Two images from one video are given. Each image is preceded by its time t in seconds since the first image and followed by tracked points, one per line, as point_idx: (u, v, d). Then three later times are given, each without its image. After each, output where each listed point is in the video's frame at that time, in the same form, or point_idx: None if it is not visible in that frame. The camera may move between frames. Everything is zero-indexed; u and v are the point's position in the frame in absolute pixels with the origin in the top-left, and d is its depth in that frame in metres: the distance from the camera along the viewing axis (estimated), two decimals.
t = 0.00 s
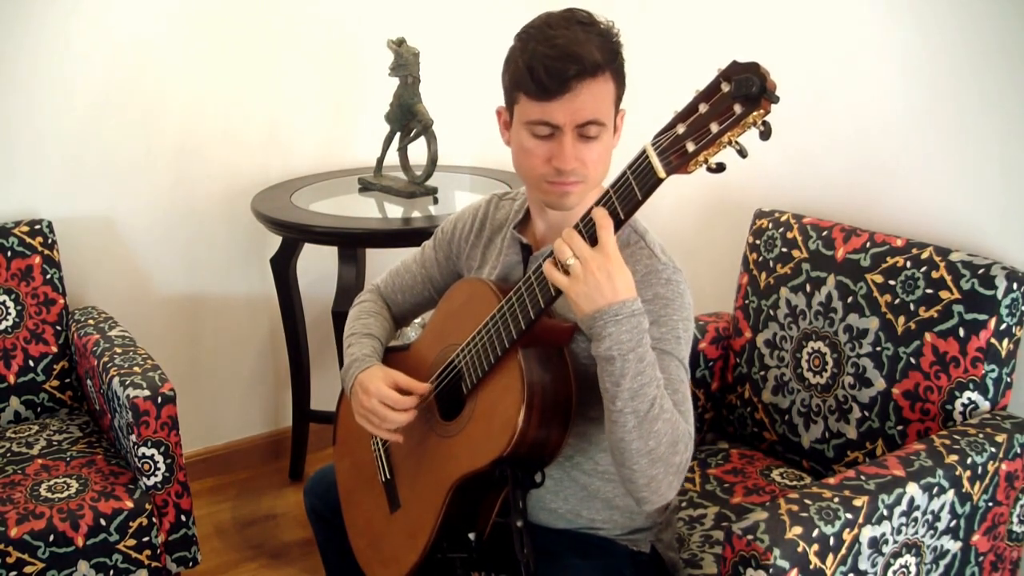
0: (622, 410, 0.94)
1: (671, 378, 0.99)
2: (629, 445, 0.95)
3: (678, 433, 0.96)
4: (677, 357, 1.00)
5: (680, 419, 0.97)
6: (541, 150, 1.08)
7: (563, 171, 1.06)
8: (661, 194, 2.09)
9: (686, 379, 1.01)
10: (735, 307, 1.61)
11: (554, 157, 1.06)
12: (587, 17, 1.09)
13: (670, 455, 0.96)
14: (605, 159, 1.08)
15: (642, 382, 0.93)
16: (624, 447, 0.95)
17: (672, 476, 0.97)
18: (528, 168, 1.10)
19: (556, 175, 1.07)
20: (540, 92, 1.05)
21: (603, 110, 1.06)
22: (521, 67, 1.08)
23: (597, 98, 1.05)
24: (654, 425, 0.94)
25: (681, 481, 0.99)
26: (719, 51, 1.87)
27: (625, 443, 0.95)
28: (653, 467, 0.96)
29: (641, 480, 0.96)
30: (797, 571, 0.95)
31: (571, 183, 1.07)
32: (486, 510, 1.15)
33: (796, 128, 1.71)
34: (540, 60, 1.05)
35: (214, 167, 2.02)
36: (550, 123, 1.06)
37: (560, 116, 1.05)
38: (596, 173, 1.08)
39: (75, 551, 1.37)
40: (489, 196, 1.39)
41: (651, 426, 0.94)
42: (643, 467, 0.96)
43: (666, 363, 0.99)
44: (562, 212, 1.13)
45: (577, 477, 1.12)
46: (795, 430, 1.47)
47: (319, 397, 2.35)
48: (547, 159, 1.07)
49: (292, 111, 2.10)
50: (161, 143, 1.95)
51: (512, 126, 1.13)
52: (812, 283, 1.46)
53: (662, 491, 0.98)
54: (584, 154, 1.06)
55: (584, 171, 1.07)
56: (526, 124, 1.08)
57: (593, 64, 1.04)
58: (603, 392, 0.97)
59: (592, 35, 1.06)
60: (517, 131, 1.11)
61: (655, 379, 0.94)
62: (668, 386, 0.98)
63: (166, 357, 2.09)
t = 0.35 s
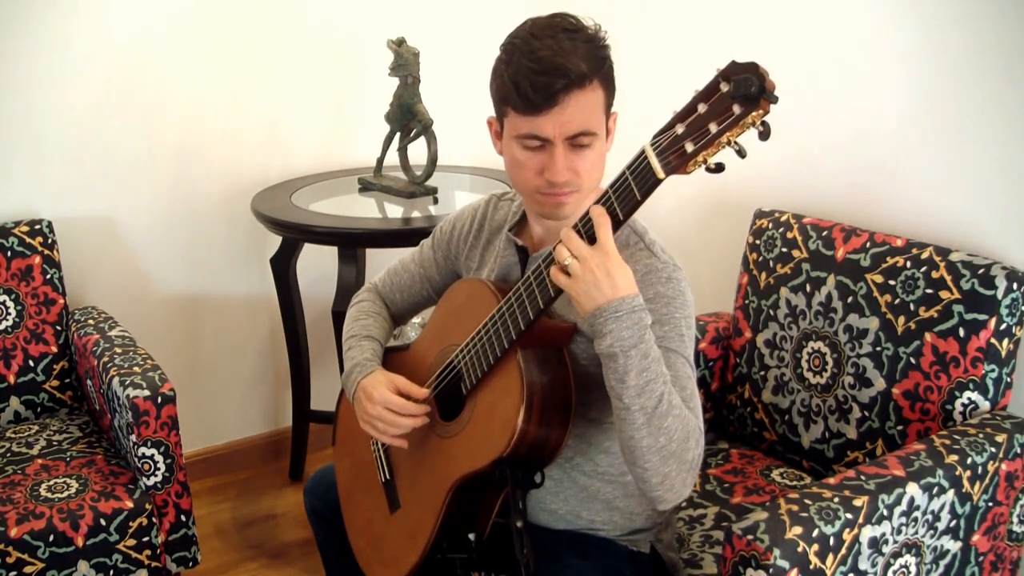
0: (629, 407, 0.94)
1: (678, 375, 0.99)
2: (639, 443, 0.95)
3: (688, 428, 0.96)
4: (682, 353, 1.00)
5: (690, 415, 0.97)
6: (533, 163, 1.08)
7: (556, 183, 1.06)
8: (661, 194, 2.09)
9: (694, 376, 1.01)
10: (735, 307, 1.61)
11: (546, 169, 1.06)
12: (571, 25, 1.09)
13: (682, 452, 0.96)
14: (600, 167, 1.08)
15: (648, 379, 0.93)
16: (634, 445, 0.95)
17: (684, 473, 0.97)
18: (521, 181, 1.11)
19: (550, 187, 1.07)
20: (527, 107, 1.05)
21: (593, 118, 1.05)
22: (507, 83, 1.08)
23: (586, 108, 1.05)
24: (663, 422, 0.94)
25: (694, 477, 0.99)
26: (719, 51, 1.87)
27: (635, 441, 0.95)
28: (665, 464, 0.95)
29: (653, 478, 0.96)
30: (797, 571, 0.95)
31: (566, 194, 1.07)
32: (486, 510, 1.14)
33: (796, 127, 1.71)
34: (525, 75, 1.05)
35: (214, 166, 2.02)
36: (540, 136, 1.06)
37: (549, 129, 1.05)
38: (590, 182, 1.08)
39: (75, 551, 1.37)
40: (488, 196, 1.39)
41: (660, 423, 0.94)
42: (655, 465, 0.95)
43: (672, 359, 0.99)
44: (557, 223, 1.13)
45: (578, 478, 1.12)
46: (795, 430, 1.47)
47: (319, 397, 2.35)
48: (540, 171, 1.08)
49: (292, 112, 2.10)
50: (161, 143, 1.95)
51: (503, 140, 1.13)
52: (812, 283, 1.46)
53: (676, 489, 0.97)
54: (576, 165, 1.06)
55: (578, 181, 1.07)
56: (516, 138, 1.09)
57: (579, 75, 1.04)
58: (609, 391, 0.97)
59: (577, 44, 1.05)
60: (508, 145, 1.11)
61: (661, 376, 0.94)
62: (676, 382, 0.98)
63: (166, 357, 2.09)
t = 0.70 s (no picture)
0: (624, 406, 0.94)
1: (676, 372, 0.98)
2: (634, 441, 0.95)
3: (684, 425, 0.96)
4: (683, 349, 1.00)
5: (686, 413, 0.97)
6: (538, 152, 1.08)
7: (560, 173, 1.06)
8: (661, 194, 2.09)
9: (694, 372, 1.01)
10: (735, 307, 1.61)
11: (551, 158, 1.06)
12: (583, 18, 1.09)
13: (677, 450, 0.96)
14: (603, 159, 1.08)
15: (643, 376, 0.93)
16: (629, 442, 0.95)
17: (679, 470, 0.97)
18: (525, 171, 1.11)
19: (554, 177, 1.07)
20: (535, 94, 1.05)
21: (599, 110, 1.06)
22: (516, 70, 1.08)
23: (593, 99, 1.05)
24: (659, 420, 0.94)
25: (690, 474, 0.99)
26: (719, 51, 1.87)
27: (631, 439, 0.95)
28: (660, 461, 0.95)
29: (648, 475, 0.96)
30: (797, 571, 0.95)
31: (569, 184, 1.08)
32: (485, 510, 1.14)
33: (796, 127, 1.71)
34: (535, 63, 1.05)
35: (214, 166, 2.02)
36: (546, 125, 1.06)
37: (556, 118, 1.05)
38: (594, 174, 1.08)
39: (75, 551, 1.37)
40: (488, 196, 1.39)
41: (656, 421, 0.94)
42: (649, 462, 0.95)
43: (671, 355, 0.99)
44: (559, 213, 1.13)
45: (578, 477, 1.12)
46: (795, 430, 1.47)
47: (319, 397, 2.35)
48: (544, 161, 1.08)
49: (292, 112, 2.10)
50: (161, 143, 1.95)
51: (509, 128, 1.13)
52: (812, 283, 1.46)
53: (671, 486, 0.97)
54: (581, 156, 1.06)
55: (581, 171, 1.07)
56: (523, 126, 1.09)
57: (589, 64, 1.04)
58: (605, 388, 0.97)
59: (588, 35, 1.06)
60: (514, 134, 1.11)
61: (657, 374, 0.94)
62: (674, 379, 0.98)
63: (166, 357, 2.08)
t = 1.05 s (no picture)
0: (619, 407, 0.94)
1: (672, 374, 0.98)
2: (627, 442, 0.95)
3: (677, 428, 0.96)
4: (679, 352, 1.00)
5: (680, 416, 0.97)
6: (550, 124, 1.08)
7: (570, 144, 1.06)
8: (661, 194, 2.09)
9: (689, 374, 1.01)
10: (735, 307, 1.61)
11: (562, 129, 1.06)
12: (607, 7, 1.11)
13: (669, 452, 0.96)
14: (614, 142, 1.08)
15: (639, 379, 0.93)
16: (622, 443, 0.95)
17: (671, 472, 0.97)
18: (535, 144, 1.10)
19: (564, 149, 1.07)
20: (555, 63, 1.06)
21: (616, 90, 1.06)
22: (539, 42, 1.09)
23: (610, 77, 1.05)
24: (652, 422, 0.94)
25: (681, 475, 0.99)
26: (719, 51, 1.87)
27: (624, 439, 0.95)
28: (651, 463, 0.96)
29: (640, 475, 0.96)
30: (797, 571, 0.95)
31: (577, 160, 1.07)
32: (485, 511, 1.14)
33: (796, 128, 1.71)
34: (558, 33, 1.06)
35: (214, 166, 2.02)
36: (561, 96, 1.07)
37: (572, 90, 1.06)
38: (603, 154, 1.07)
39: (74, 551, 1.36)
40: (489, 196, 1.39)
41: (649, 423, 0.94)
42: (641, 463, 0.96)
43: (667, 357, 0.99)
44: (564, 193, 1.12)
45: (579, 477, 1.12)
46: (795, 430, 1.47)
47: (319, 397, 2.35)
48: (555, 133, 1.07)
49: (293, 112, 2.10)
50: (161, 143, 1.94)
51: (524, 104, 1.13)
52: (812, 283, 1.46)
53: (662, 487, 0.98)
54: (592, 131, 1.06)
55: (591, 148, 1.06)
56: (538, 98, 1.09)
57: (611, 42, 1.05)
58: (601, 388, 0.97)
59: (612, 18, 1.07)
60: (528, 108, 1.12)
61: (653, 377, 0.94)
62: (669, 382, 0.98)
63: (166, 357, 2.08)
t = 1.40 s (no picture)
0: (663, 384, 0.93)
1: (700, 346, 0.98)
2: (675, 419, 0.94)
3: (719, 399, 0.96)
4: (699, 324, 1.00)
5: (718, 385, 0.97)
6: (555, 117, 1.08)
7: (575, 137, 1.06)
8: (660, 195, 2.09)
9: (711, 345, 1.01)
10: (735, 308, 1.61)
11: (568, 123, 1.06)
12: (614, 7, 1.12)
13: (714, 423, 0.96)
14: (616, 138, 1.08)
15: (679, 354, 0.92)
16: (671, 422, 0.95)
17: (718, 443, 0.97)
18: (539, 136, 1.10)
19: (569, 142, 1.07)
20: (562, 57, 1.07)
21: (621, 86, 1.06)
22: (547, 36, 1.09)
23: (616, 73, 1.06)
24: (697, 395, 0.94)
25: (727, 444, 0.99)
26: (719, 51, 1.87)
27: (671, 419, 0.95)
28: (701, 437, 0.95)
29: (690, 452, 0.96)
30: (797, 571, 0.95)
31: (581, 154, 1.07)
32: (486, 511, 1.15)
33: (796, 128, 1.71)
34: (567, 27, 1.07)
35: (214, 166, 2.02)
36: (567, 91, 1.07)
37: (578, 84, 1.06)
38: (606, 149, 1.07)
39: (74, 551, 1.36)
40: (487, 196, 1.39)
41: (695, 396, 0.94)
42: (690, 439, 0.95)
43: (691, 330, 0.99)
44: (565, 187, 1.12)
45: (580, 475, 1.12)
46: (795, 430, 1.47)
47: (320, 397, 2.35)
48: (561, 126, 1.07)
49: (293, 112, 2.10)
50: (161, 143, 1.94)
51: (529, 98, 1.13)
52: (812, 283, 1.46)
53: (711, 460, 0.97)
54: (596, 126, 1.06)
55: (595, 143, 1.06)
56: (544, 92, 1.09)
57: (618, 39, 1.06)
58: (637, 369, 0.95)
59: (619, 16, 1.08)
60: (533, 101, 1.12)
61: (690, 349, 0.93)
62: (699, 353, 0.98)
63: (166, 357, 2.08)
